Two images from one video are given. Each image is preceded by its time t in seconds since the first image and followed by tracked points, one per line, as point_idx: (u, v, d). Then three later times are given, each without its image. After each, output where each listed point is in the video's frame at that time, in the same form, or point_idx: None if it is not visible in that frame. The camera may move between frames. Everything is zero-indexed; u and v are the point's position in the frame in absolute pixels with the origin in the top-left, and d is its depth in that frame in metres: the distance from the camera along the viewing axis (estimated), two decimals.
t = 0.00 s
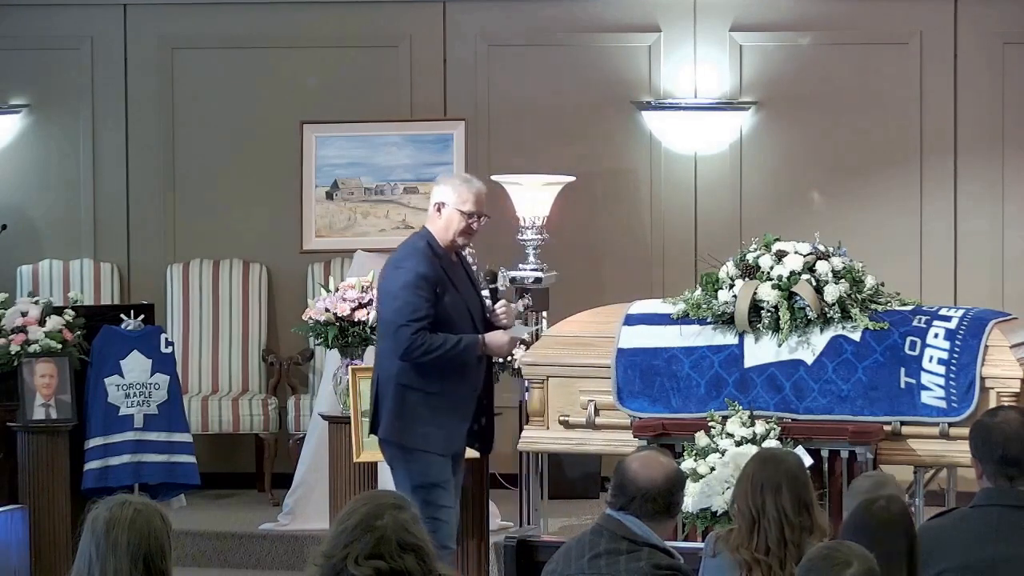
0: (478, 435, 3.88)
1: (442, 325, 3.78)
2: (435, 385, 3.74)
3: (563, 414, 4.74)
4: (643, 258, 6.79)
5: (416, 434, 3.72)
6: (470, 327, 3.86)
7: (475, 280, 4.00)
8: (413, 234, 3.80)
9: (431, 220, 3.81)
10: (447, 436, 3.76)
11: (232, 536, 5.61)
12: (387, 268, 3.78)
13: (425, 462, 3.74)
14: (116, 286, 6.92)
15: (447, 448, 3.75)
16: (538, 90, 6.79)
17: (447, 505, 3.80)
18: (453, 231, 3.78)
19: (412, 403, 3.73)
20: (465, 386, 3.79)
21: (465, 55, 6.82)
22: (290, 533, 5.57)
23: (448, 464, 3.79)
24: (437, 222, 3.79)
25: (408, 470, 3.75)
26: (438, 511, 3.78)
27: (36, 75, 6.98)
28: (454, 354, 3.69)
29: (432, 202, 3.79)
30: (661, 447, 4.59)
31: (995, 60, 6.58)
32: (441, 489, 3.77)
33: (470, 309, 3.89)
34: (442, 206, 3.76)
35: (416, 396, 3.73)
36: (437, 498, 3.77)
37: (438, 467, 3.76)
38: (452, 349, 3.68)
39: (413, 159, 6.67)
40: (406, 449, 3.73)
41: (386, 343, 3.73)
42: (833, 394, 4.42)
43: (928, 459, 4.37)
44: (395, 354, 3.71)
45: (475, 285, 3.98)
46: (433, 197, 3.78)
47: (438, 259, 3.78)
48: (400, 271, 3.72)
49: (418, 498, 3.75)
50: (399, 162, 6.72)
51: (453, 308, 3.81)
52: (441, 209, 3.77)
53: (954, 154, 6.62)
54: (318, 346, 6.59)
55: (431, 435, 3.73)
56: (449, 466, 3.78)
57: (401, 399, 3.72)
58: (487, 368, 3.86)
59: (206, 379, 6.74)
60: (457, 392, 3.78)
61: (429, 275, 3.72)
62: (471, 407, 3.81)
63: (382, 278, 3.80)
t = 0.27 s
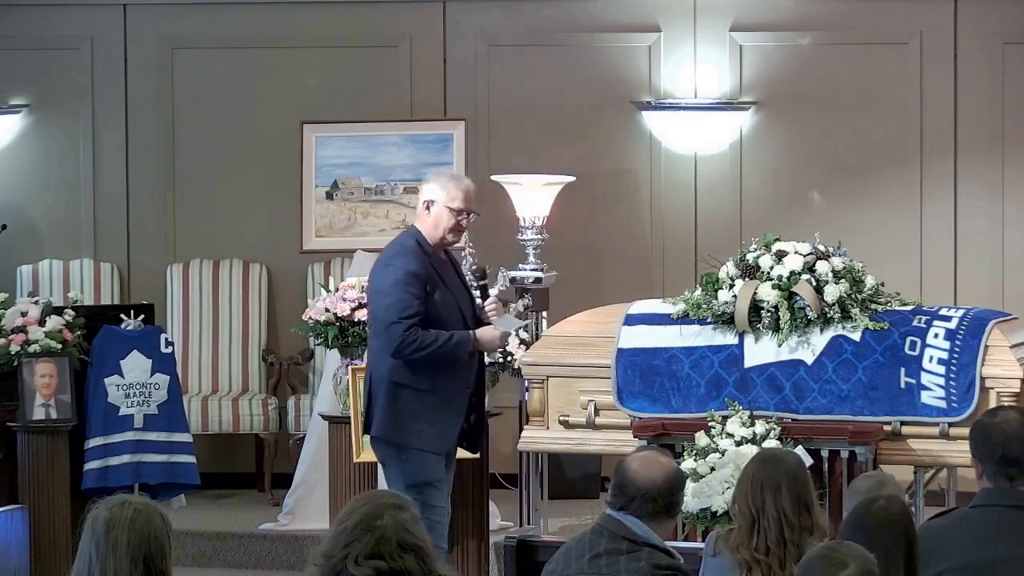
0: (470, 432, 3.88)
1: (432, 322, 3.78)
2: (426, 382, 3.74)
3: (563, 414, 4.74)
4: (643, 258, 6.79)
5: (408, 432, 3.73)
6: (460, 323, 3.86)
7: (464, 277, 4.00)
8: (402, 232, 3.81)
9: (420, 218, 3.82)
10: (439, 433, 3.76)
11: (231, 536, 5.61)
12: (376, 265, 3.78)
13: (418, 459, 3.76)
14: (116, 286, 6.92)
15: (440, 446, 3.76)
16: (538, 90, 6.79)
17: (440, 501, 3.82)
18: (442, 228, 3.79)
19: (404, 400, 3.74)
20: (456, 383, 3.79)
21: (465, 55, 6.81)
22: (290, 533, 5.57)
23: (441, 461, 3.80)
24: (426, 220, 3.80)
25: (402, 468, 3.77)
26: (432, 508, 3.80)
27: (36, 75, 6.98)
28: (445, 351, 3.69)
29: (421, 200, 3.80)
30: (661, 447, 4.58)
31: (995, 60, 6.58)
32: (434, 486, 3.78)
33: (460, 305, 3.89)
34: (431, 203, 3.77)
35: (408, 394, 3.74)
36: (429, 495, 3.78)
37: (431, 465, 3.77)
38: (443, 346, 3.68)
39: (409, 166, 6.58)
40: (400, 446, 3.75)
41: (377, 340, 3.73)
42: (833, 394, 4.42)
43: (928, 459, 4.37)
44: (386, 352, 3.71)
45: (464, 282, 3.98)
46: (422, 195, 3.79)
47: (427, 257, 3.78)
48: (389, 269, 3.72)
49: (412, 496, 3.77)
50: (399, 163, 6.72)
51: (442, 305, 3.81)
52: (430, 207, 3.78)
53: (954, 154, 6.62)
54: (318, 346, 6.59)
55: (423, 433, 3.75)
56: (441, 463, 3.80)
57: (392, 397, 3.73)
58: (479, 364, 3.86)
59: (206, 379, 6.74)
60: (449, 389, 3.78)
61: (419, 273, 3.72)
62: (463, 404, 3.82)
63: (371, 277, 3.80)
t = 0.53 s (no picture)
0: (468, 432, 3.88)
1: (427, 322, 3.78)
2: (422, 382, 3.74)
3: (563, 414, 4.74)
4: (643, 258, 6.79)
5: (405, 432, 3.73)
6: (455, 323, 3.86)
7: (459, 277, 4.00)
8: (394, 233, 3.82)
9: (412, 219, 3.83)
10: (435, 433, 3.76)
11: (231, 536, 5.61)
12: (369, 267, 3.79)
13: (415, 460, 3.76)
14: (116, 286, 6.92)
15: (437, 446, 3.75)
16: (538, 90, 6.79)
17: (438, 502, 3.82)
18: (434, 228, 3.79)
19: (400, 401, 3.74)
20: (452, 383, 3.79)
21: (465, 55, 6.81)
22: (290, 533, 5.57)
23: (438, 461, 3.80)
24: (418, 221, 3.81)
25: (400, 468, 3.77)
26: (431, 509, 3.80)
27: (36, 75, 6.98)
28: (440, 351, 3.69)
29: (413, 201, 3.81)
30: (661, 447, 4.58)
31: (995, 60, 6.58)
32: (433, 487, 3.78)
33: (455, 306, 3.88)
34: (424, 204, 3.78)
35: (403, 394, 3.74)
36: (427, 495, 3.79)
37: (429, 465, 3.77)
38: (438, 345, 3.68)
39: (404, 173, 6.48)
40: (397, 447, 3.75)
41: (372, 341, 3.74)
42: (833, 394, 4.42)
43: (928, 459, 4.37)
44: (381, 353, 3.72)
45: (459, 281, 3.98)
46: (414, 196, 3.80)
47: (420, 257, 3.78)
48: (382, 270, 3.73)
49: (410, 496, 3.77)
50: (399, 163, 6.73)
51: (436, 305, 3.81)
52: (422, 207, 3.79)
53: (954, 154, 6.62)
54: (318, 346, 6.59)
55: (420, 433, 3.75)
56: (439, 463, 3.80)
57: (388, 398, 3.73)
58: (475, 363, 3.86)
59: (206, 379, 6.74)
60: (445, 388, 3.78)
61: (411, 273, 3.72)
62: (459, 403, 3.81)
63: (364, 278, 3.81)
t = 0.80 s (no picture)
0: (468, 432, 3.88)
1: (426, 322, 3.78)
2: (421, 382, 3.74)
3: (563, 414, 4.74)
4: (643, 258, 6.79)
5: (405, 433, 3.73)
6: (455, 324, 3.86)
7: (459, 277, 4.00)
8: (394, 233, 3.82)
9: (412, 219, 3.83)
10: (435, 433, 3.76)
11: (231, 536, 5.61)
12: (368, 267, 3.79)
13: (415, 461, 3.76)
14: (116, 286, 6.92)
15: (438, 447, 3.75)
16: (539, 90, 6.79)
17: (438, 502, 3.82)
18: (434, 228, 3.79)
19: (399, 401, 3.74)
20: (451, 383, 3.79)
21: (465, 55, 6.81)
22: (290, 533, 5.57)
23: (438, 462, 3.80)
24: (418, 221, 3.80)
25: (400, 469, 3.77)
26: (431, 509, 3.80)
27: (37, 75, 6.98)
28: (440, 351, 3.69)
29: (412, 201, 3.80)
30: (661, 447, 4.58)
31: (995, 60, 6.58)
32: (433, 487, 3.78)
33: (455, 306, 3.88)
34: (423, 204, 3.78)
35: (403, 394, 3.74)
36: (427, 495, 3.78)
37: (429, 466, 3.77)
38: (438, 345, 3.68)
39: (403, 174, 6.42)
40: (397, 448, 3.75)
41: (371, 342, 3.74)
42: (833, 394, 4.42)
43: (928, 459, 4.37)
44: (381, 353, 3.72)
45: (459, 282, 3.98)
46: (413, 196, 3.79)
47: (419, 257, 3.78)
48: (381, 270, 3.73)
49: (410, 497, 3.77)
50: (399, 163, 6.73)
51: (435, 305, 3.81)
52: (422, 207, 3.78)
53: (954, 154, 6.61)
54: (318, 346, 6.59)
55: (420, 434, 3.75)
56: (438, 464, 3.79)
57: (387, 398, 3.74)
58: (475, 363, 3.86)
59: (206, 379, 6.74)
60: (444, 388, 3.78)
61: (410, 273, 3.72)
62: (459, 403, 3.81)
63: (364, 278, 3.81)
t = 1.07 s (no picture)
0: (471, 432, 3.88)
1: (430, 322, 3.78)
2: (424, 382, 3.74)
3: (563, 414, 4.74)
4: (643, 258, 6.79)
5: (407, 433, 3.73)
6: (459, 324, 3.86)
7: (464, 277, 4.00)
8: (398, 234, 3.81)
9: (416, 219, 3.83)
10: (437, 433, 3.76)
11: (232, 536, 5.61)
12: (373, 267, 3.79)
13: (417, 461, 3.76)
14: (116, 285, 6.92)
15: (440, 447, 3.75)
16: (539, 90, 6.79)
17: (441, 502, 3.82)
18: (439, 228, 3.79)
19: (402, 401, 3.74)
20: (455, 383, 3.79)
21: (464, 55, 6.81)
22: (291, 533, 5.57)
23: (440, 463, 3.80)
24: (423, 221, 3.80)
25: (402, 469, 3.77)
26: (433, 509, 3.80)
27: (37, 75, 6.98)
28: (443, 351, 3.69)
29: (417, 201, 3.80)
30: (661, 447, 4.58)
31: (995, 60, 6.58)
32: (435, 488, 3.78)
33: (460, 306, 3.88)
34: (428, 204, 3.78)
35: (406, 394, 3.74)
36: (429, 496, 3.78)
37: (432, 466, 3.77)
38: (441, 346, 3.68)
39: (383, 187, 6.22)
40: (399, 448, 3.75)
41: (375, 342, 3.74)
42: (833, 394, 4.42)
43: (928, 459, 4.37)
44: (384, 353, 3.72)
45: (464, 281, 3.98)
46: (418, 197, 3.79)
47: (424, 257, 3.78)
48: (386, 270, 3.73)
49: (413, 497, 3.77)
50: (399, 163, 6.73)
51: (440, 306, 3.81)
52: (428, 207, 3.79)
53: (954, 154, 6.61)
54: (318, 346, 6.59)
55: (423, 434, 3.74)
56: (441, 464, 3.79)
57: (390, 398, 3.74)
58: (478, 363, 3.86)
59: (206, 379, 6.74)
60: (447, 389, 3.78)
61: (415, 274, 3.72)
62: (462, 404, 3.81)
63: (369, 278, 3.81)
